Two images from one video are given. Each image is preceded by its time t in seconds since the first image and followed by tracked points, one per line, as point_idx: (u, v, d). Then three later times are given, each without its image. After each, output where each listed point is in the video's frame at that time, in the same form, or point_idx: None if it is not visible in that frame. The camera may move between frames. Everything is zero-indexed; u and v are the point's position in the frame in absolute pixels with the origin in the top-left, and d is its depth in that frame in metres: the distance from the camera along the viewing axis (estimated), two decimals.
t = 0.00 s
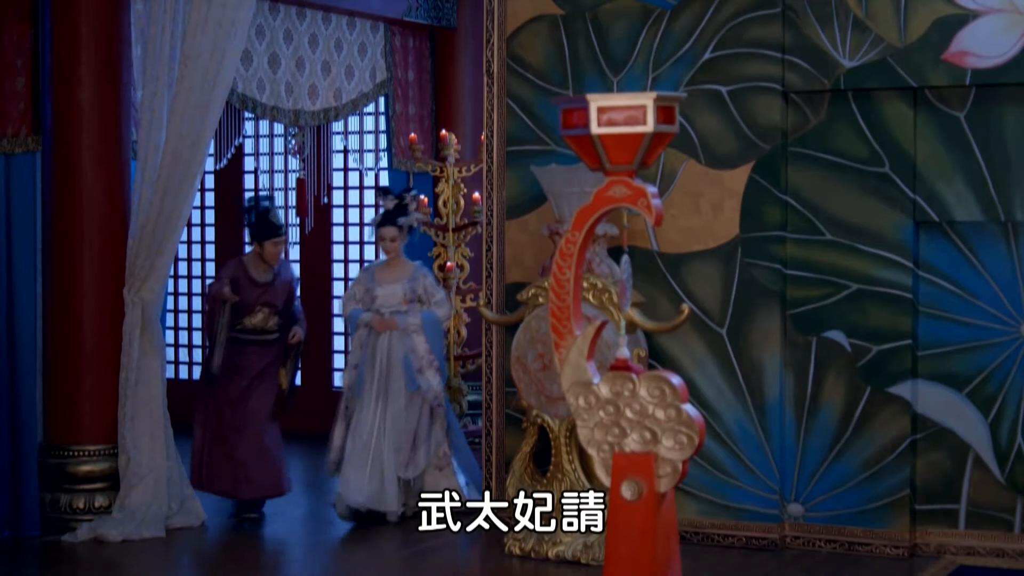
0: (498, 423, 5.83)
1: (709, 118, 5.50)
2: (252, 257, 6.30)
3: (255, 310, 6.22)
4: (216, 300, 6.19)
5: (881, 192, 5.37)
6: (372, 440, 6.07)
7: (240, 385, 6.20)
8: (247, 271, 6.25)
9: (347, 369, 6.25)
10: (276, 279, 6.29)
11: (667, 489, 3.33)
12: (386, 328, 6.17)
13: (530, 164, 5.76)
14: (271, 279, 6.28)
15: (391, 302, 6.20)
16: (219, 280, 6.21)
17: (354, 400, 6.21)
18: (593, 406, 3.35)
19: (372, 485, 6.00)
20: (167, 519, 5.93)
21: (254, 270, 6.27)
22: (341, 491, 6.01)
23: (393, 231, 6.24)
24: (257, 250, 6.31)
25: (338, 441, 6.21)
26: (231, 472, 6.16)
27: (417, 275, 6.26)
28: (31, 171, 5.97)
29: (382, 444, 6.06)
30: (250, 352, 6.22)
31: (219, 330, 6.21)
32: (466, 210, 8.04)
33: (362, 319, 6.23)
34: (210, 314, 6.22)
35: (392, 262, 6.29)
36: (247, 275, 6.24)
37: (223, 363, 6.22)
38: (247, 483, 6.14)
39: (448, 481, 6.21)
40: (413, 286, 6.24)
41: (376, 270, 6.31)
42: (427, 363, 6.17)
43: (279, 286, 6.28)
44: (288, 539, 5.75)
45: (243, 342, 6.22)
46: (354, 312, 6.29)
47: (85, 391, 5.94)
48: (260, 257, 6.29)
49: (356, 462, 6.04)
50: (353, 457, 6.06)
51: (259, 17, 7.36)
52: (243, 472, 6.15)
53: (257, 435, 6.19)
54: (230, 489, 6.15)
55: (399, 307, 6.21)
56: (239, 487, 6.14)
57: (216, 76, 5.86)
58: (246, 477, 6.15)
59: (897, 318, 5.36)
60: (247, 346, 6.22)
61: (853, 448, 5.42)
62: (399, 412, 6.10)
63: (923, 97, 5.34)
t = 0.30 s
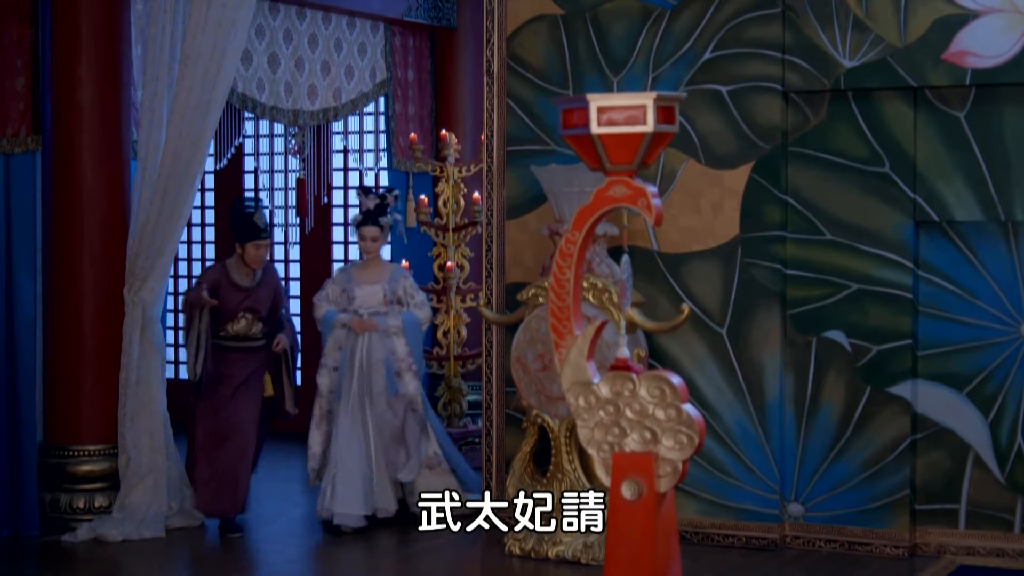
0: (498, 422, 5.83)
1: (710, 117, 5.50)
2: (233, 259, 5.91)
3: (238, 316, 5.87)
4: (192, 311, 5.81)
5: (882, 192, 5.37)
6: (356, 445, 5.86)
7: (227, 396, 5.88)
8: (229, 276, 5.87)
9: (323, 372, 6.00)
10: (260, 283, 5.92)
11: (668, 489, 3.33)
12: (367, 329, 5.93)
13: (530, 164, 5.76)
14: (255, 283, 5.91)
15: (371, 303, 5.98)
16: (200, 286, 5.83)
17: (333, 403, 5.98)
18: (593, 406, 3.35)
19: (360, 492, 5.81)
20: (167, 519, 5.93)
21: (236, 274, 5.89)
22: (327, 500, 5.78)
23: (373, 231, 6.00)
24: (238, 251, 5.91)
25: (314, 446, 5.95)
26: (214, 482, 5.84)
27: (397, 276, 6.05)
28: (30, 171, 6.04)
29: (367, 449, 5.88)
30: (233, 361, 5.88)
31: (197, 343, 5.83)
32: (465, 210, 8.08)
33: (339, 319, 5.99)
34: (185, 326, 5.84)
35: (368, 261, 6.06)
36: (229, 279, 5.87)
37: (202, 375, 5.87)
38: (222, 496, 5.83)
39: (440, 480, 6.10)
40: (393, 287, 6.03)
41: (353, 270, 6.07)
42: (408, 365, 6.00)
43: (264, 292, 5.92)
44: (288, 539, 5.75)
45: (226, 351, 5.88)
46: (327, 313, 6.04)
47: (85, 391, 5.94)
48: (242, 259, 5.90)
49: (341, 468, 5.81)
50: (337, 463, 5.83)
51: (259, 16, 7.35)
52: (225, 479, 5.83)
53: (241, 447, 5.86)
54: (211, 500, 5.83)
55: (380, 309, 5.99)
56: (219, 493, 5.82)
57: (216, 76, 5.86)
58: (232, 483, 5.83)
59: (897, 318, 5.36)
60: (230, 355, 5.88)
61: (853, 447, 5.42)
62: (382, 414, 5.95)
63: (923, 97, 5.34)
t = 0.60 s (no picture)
0: (499, 422, 5.83)
1: (710, 117, 5.50)
2: (221, 255, 5.75)
3: (231, 314, 5.69)
4: (183, 321, 5.61)
5: (882, 192, 5.37)
6: (352, 448, 5.68)
7: (223, 396, 5.69)
8: (219, 273, 5.70)
9: (314, 378, 5.83)
10: (251, 279, 5.75)
11: (668, 489, 3.33)
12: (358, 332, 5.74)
13: (530, 164, 5.76)
14: (245, 279, 5.74)
15: (360, 305, 5.80)
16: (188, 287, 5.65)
17: (325, 408, 5.81)
18: (593, 406, 3.35)
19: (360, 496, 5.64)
20: (167, 519, 5.92)
21: (227, 271, 5.72)
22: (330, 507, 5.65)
23: (362, 230, 5.75)
24: (227, 247, 5.76)
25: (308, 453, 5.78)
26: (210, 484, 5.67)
27: (385, 277, 5.91)
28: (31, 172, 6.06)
29: (360, 452, 5.67)
30: (228, 360, 5.71)
31: (190, 351, 5.63)
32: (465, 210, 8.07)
33: (328, 323, 5.81)
34: (176, 335, 5.63)
35: (353, 261, 5.88)
36: (220, 276, 5.70)
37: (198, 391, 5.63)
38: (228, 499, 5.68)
39: (417, 488, 6.01)
40: (381, 288, 5.87)
41: (337, 270, 5.89)
42: (399, 368, 5.86)
43: (255, 288, 5.75)
44: (288, 539, 5.75)
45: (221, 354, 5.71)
46: (314, 317, 5.85)
47: (85, 390, 5.94)
48: (231, 254, 5.74)
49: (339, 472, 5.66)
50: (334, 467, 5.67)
51: (259, 16, 7.36)
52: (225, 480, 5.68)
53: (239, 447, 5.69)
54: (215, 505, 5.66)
55: (369, 309, 5.81)
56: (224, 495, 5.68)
57: (216, 76, 5.85)
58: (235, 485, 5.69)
59: (898, 318, 5.36)
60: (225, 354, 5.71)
61: (854, 447, 5.42)
62: (374, 419, 5.72)
63: (923, 97, 5.34)
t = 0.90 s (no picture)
0: (499, 422, 5.83)
1: (710, 116, 5.50)
2: (211, 256, 5.56)
3: (219, 318, 5.49)
4: (173, 332, 5.43)
5: (882, 191, 5.38)
6: (349, 457, 5.46)
7: (214, 405, 5.47)
8: (208, 274, 5.52)
9: (311, 384, 5.59)
10: (241, 282, 5.57)
11: (668, 488, 3.33)
12: (355, 335, 5.55)
13: (530, 164, 5.76)
14: (235, 281, 5.56)
15: (357, 308, 5.63)
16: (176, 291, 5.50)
17: (323, 414, 5.58)
18: (593, 405, 3.35)
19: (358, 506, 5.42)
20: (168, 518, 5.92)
21: (216, 272, 5.54)
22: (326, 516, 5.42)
23: (358, 231, 5.61)
24: (216, 247, 5.57)
25: (304, 460, 5.55)
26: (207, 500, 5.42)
27: (380, 282, 5.73)
28: (31, 171, 6.06)
29: (357, 461, 5.45)
30: (218, 367, 5.50)
31: (179, 359, 5.43)
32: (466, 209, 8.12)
33: (324, 326, 5.60)
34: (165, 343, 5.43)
35: (347, 263, 5.70)
36: (210, 277, 5.52)
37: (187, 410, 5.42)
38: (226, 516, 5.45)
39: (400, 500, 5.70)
40: (377, 291, 5.70)
41: (331, 273, 5.70)
42: (394, 373, 5.65)
43: (245, 291, 5.56)
44: (288, 539, 5.75)
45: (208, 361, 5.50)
46: (309, 321, 5.65)
47: (85, 390, 5.94)
48: (221, 253, 5.55)
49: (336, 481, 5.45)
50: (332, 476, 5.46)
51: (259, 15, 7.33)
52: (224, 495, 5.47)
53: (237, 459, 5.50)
54: (217, 520, 5.42)
55: (365, 313, 5.64)
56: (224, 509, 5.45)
57: (215, 75, 5.85)
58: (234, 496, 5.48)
59: (898, 317, 5.36)
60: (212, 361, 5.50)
61: (853, 446, 5.43)
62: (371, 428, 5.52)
63: (923, 97, 5.34)
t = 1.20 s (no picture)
0: (499, 421, 5.83)
1: (710, 116, 5.50)
2: (208, 250, 5.47)
3: (216, 316, 5.40)
4: (174, 334, 5.36)
5: (882, 191, 5.37)
6: (351, 462, 5.43)
7: (208, 406, 5.36)
8: (206, 269, 5.42)
9: (310, 385, 5.46)
10: (238, 279, 5.48)
11: (668, 488, 3.32)
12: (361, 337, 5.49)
13: (530, 163, 5.76)
14: (232, 277, 5.47)
15: (362, 308, 5.55)
16: (173, 286, 5.39)
17: (318, 417, 5.45)
18: (593, 405, 3.35)
19: (358, 512, 5.40)
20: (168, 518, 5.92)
21: (213, 267, 5.44)
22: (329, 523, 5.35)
23: (361, 227, 5.55)
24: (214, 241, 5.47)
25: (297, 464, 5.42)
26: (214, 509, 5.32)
27: (381, 282, 5.66)
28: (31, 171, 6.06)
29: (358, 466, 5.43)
30: (214, 366, 5.40)
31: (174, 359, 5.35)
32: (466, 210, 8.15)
33: (329, 326, 5.49)
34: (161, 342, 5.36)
35: (347, 262, 5.62)
36: (207, 272, 5.42)
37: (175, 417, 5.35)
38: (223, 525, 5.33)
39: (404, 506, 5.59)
40: (379, 291, 5.64)
41: (332, 271, 5.60)
42: (401, 374, 5.60)
43: (241, 288, 5.47)
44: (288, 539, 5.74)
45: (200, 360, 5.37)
46: (310, 321, 5.52)
47: (86, 389, 5.94)
48: (220, 248, 5.45)
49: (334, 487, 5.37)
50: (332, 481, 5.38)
51: (259, 15, 7.32)
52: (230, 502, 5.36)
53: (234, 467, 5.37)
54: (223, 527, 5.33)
55: (368, 313, 5.57)
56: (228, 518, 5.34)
57: (215, 75, 5.85)
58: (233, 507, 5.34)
59: (898, 317, 5.36)
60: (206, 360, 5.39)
61: (853, 446, 5.42)
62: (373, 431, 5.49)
63: (923, 96, 5.34)
